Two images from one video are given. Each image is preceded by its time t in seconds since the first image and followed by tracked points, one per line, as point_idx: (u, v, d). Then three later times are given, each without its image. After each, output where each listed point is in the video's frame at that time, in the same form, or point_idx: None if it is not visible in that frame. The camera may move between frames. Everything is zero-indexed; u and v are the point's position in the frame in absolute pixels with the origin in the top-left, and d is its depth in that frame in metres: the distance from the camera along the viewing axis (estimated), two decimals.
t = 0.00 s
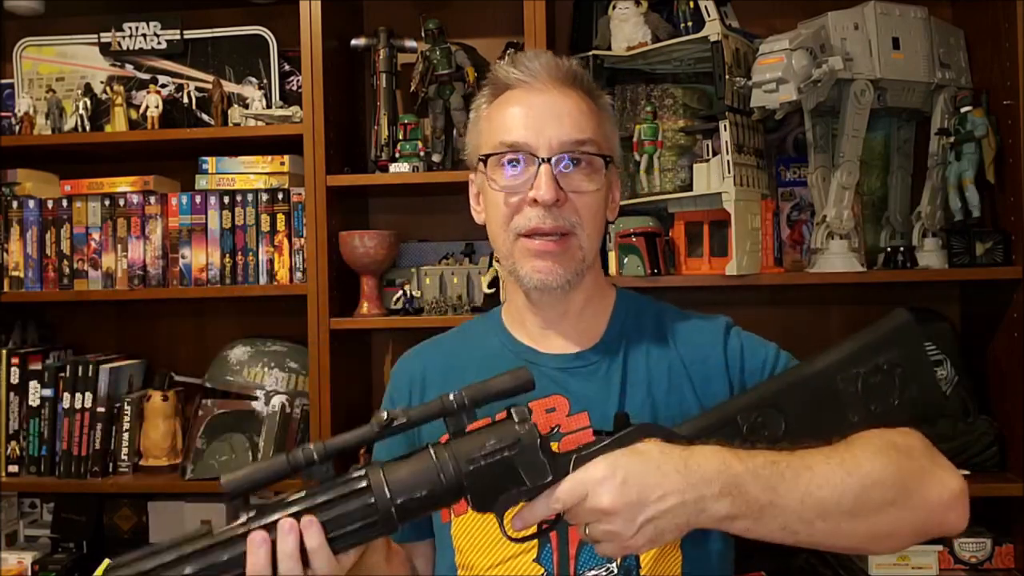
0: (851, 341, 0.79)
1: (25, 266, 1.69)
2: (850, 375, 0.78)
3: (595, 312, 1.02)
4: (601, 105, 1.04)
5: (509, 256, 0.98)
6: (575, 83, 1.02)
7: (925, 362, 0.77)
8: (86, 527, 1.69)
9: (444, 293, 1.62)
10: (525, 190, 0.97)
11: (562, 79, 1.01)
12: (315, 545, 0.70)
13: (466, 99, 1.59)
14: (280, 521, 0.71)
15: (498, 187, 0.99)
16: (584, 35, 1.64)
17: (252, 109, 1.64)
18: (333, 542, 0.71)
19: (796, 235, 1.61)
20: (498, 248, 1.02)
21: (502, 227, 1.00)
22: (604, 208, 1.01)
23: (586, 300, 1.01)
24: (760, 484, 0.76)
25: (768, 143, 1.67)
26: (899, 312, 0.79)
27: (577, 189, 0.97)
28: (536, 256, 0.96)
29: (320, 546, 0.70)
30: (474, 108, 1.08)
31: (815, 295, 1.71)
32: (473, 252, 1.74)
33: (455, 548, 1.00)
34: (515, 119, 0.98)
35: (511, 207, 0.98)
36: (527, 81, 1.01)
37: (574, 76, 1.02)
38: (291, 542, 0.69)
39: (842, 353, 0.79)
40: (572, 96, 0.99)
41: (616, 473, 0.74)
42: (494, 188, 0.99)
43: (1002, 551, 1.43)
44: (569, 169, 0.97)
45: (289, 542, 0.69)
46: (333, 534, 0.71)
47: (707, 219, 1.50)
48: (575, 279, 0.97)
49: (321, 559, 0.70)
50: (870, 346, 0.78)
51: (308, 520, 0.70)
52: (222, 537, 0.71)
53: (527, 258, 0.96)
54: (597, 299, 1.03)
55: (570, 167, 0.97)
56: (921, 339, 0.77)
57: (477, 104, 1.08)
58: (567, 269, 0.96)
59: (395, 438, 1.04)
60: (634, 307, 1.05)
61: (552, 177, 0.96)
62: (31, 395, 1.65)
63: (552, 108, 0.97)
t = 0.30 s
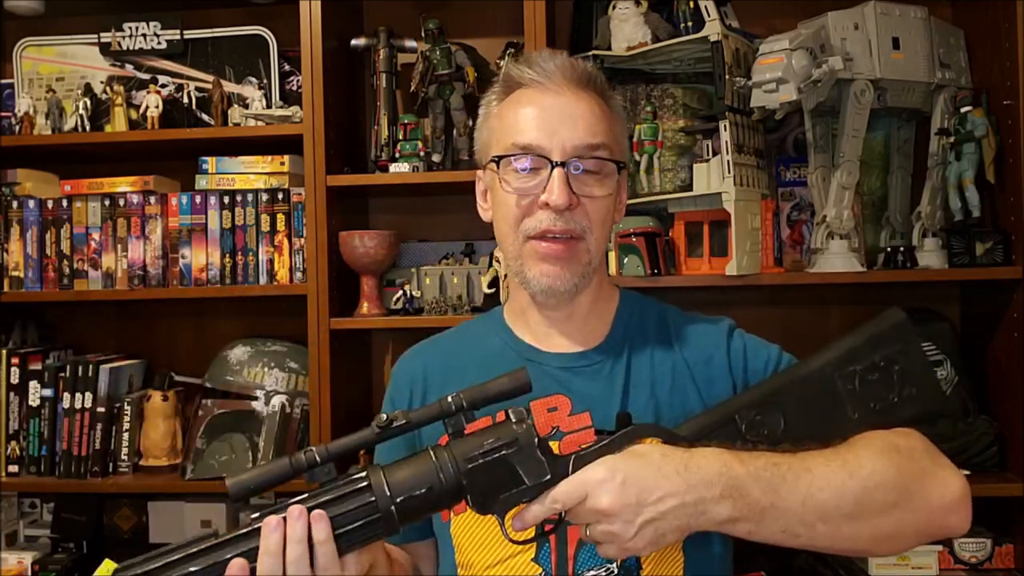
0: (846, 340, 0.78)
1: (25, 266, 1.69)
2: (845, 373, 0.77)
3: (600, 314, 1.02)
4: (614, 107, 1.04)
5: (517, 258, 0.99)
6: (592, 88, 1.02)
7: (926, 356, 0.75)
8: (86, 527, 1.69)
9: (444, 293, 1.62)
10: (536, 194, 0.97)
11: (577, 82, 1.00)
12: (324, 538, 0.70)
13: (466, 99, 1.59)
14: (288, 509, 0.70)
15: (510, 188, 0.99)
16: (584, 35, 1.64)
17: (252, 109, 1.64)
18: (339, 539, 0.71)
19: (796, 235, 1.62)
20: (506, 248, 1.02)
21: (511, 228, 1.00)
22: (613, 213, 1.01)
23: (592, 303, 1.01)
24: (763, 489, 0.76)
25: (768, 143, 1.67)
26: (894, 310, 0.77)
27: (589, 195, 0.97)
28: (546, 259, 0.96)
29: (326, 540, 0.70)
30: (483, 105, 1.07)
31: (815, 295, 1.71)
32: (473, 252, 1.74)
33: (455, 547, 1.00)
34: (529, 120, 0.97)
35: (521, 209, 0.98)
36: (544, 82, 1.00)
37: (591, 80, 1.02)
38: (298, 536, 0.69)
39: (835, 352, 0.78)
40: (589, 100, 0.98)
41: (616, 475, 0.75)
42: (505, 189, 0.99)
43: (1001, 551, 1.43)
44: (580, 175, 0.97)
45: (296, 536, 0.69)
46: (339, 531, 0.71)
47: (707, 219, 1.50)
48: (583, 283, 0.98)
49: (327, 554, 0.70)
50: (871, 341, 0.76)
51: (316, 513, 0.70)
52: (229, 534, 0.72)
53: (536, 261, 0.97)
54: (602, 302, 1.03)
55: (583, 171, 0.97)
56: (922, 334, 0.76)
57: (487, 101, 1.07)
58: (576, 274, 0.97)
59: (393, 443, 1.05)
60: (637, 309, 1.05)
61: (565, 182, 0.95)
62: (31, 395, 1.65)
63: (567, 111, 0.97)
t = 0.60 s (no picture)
0: (853, 327, 0.80)
1: (24, 266, 1.69)
2: (851, 358, 0.78)
3: (601, 317, 1.02)
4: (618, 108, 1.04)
5: (519, 262, 0.99)
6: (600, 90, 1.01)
7: (930, 345, 0.78)
8: (85, 527, 1.69)
9: (444, 293, 1.62)
10: (539, 200, 0.97)
11: (581, 84, 1.00)
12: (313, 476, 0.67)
13: (466, 98, 1.59)
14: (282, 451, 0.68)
15: (512, 193, 0.99)
16: (584, 36, 1.64)
17: (252, 109, 1.64)
18: (328, 482, 0.68)
19: (796, 235, 1.62)
20: (507, 251, 1.02)
21: (513, 232, 1.00)
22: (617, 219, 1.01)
23: (594, 306, 1.02)
24: (755, 463, 0.75)
25: (769, 143, 1.67)
26: (905, 302, 0.79)
27: (593, 201, 0.97)
28: (547, 264, 0.97)
29: (316, 480, 0.67)
30: (485, 103, 1.07)
31: (815, 295, 1.71)
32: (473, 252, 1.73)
33: (451, 547, 1.01)
34: (534, 124, 0.97)
35: (524, 214, 0.99)
36: (551, 85, 1.00)
37: (598, 83, 1.02)
38: (287, 475, 0.67)
39: (842, 338, 0.79)
40: (596, 104, 0.98)
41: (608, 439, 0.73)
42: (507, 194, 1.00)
43: (1002, 550, 1.43)
44: (583, 180, 0.97)
45: (286, 474, 0.67)
46: (331, 472, 0.68)
47: (707, 219, 1.50)
48: (585, 288, 0.98)
49: (315, 493, 0.68)
50: (877, 329, 0.78)
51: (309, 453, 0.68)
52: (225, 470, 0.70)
53: (537, 266, 0.97)
54: (604, 305, 1.03)
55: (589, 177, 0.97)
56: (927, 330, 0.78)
57: (489, 99, 1.07)
58: (579, 279, 0.97)
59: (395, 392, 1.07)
60: (636, 310, 1.05)
61: (568, 188, 0.96)
62: (31, 395, 1.65)
63: (572, 115, 0.96)
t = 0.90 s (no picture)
0: (853, 346, 0.80)
1: (24, 266, 1.69)
2: (855, 377, 0.79)
3: (600, 319, 1.02)
4: (609, 105, 1.02)
5: (508, 268, 0.99)
6: (584, 88, 0.99)
7: (934, 363, 0.78)
8: (85, 526, 1.69)
9: (444, 292, 1.62)
10: (524, 207, 0.97)
11: (566, 85, 0.98)
12: (318, 538, 0.71)
13: (466, 99, 1.59)
14: (287, 513, 0.72)
15: (500, 201, 0.99)
16: (584, 35, 1.64)
17: (252, 109, 1.64)
18: (333, 541, 0.72)
19: (796, 235, 1.62)
20: (498, 256, 1.02)
21: (502, 237, 1.00)
22: (607, 219, 1.00)
23: (591, 308, 1.01)
24: (761, 494, 0.76)
25: (768, 143, 1.67)
26: (905, 315, 0.79)
27: (577, 205, 0.97)
28: (534, 270, 0.97)
29: (319, 542, 0.71)
30: (479, 105, 1.07)
31: (816, 295, 1.71)
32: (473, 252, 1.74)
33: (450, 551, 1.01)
34: (516, 130, 0.97)
35: (511, 221, 0.99)
36: (532, 87, 0.99)
37: (582, 80, 1.00)
38: (293, 539, 0.71)
39: (844, 356, 0.80)
40: (577, 104, 0.97)
41: (611, 480, 0.74)
42: (495, 203, 1.00)
43: (1002, 551, 1.43)
44: (569, 185, 0.96)
45: (291, 538, 0.71)
46: (333, 533, 0.72)
47: (707, 219, 1.50)
48: (574, 292, 0.98)
49: (321, 555, 0.71)
50: (878, 348, 0.79)
51: (311, 515, 0.72)
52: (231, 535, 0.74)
53: (524, 272, 0.97)
54: (602, 306, 1.03)
55: (573, 181, 0.97)
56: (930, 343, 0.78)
57: (482, 101, 1.07)
58: (566, 285, 0.97)
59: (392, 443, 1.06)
60: (638, 313, 1.05)
61: (551, 194, 0.95)
62: (31, 394, 1.65)
63: (553, 120, 0.95)
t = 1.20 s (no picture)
0: (860, 347, 0.80)
1: (24, 266, 1.69)
2: (861, 378, 0.78)
3: (603, 320, 1.02)
4: (603, 105, 1.01)
5: (503, 273, 1.00)
6: (572, 88, 0.99)
7: (943, 367, 0.77)
8: (85, 527, 1.69)
9: (444, 292, 1.62)
10: (515, 213, 0.97)
11: (555, 88, 0.98)
12: (320, 510, 0.69)
13: (466, 98, 1.59)
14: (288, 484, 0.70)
15: (492, 207, 0.99)
16: (584, 35, 1.64)
17: (252, 109, 1.64)
18: (334, 514, 0.70)
19: (796, 235, 1.62)
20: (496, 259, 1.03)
21: (498, 241, 1.01)
22: (602, 220, 0.99)
23: (593, 309, 1.01)
24: (764, 491, 0.76)
25: (768, 143, 1.67)
26: (913, 319, 0.79)
27: (567, 208, 0.96)
28: (527, 275, 0.97)
29: (321, 514, 0.69)
30: (477, 107, 1.07)
31: (815, 295, 1.71)
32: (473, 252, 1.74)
33: (452, 552, 1.01)
34: (504, 135, 0.97)
35: (503, 226, 0.99)
36: (519, 90, 0.98)
37: (570, 81, 0.99)
38: (294, 509, 0.69)
39: (851, 357, 0.80)
40: (564, 107, 0.96)
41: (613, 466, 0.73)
42: (487, 207, 1.00)
43: (1002, 550, 1.43)
44: (558, 190, 0.96)
45: (293, 509, 0.69)
46: (335, 507, 0.70)
47: (707, 219, 1.50)
48: (569, 295, 0.98)
49: (322, 528, 0.69)
50: (886, 348, 0.78)
51: (314, 487, 0.70)
52: (228, 504, 0.71)
53: (518, 277, 0.97)
54: (604, 306, 1.03)
55: (563, 184, 0.96)
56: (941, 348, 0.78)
57: (481, 103, 1.07)
58: (560, 289, 0.97)
59: (393, 425, 1.08)
60: (643, 313, 1.05)
61: (540, 200, 0.95)
62: (31, 395, 1.65)
63: (542, 125, 0.95)
